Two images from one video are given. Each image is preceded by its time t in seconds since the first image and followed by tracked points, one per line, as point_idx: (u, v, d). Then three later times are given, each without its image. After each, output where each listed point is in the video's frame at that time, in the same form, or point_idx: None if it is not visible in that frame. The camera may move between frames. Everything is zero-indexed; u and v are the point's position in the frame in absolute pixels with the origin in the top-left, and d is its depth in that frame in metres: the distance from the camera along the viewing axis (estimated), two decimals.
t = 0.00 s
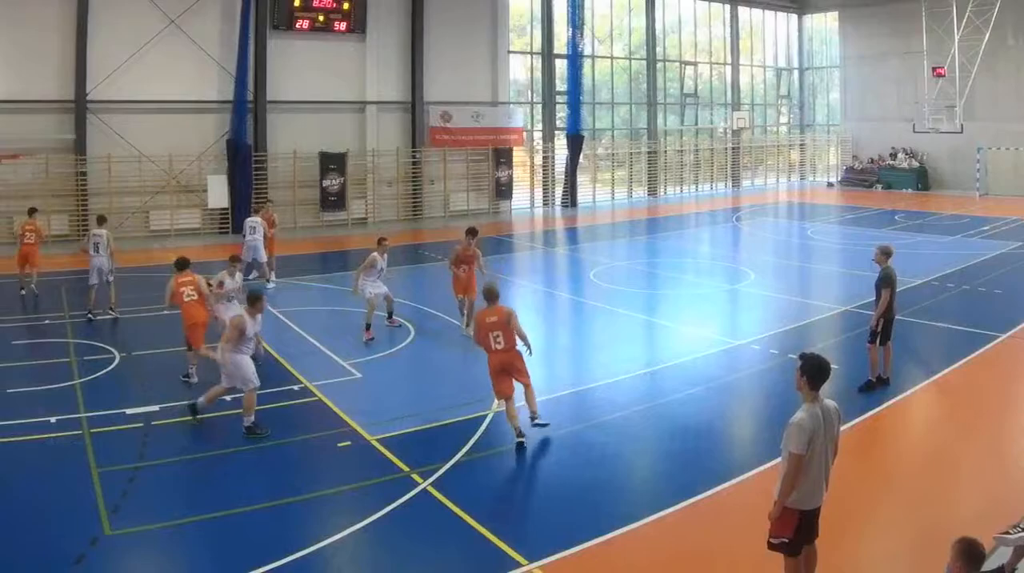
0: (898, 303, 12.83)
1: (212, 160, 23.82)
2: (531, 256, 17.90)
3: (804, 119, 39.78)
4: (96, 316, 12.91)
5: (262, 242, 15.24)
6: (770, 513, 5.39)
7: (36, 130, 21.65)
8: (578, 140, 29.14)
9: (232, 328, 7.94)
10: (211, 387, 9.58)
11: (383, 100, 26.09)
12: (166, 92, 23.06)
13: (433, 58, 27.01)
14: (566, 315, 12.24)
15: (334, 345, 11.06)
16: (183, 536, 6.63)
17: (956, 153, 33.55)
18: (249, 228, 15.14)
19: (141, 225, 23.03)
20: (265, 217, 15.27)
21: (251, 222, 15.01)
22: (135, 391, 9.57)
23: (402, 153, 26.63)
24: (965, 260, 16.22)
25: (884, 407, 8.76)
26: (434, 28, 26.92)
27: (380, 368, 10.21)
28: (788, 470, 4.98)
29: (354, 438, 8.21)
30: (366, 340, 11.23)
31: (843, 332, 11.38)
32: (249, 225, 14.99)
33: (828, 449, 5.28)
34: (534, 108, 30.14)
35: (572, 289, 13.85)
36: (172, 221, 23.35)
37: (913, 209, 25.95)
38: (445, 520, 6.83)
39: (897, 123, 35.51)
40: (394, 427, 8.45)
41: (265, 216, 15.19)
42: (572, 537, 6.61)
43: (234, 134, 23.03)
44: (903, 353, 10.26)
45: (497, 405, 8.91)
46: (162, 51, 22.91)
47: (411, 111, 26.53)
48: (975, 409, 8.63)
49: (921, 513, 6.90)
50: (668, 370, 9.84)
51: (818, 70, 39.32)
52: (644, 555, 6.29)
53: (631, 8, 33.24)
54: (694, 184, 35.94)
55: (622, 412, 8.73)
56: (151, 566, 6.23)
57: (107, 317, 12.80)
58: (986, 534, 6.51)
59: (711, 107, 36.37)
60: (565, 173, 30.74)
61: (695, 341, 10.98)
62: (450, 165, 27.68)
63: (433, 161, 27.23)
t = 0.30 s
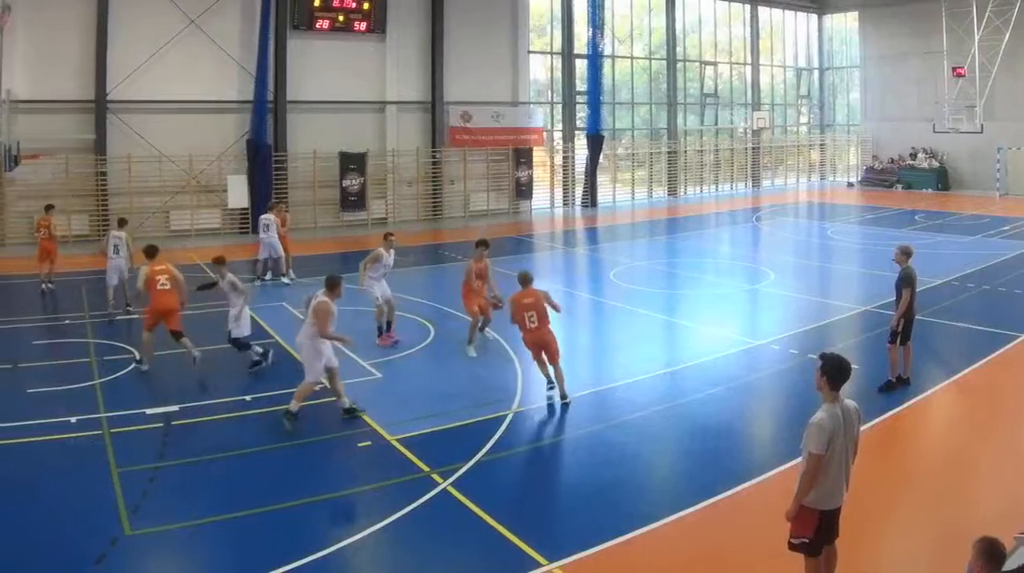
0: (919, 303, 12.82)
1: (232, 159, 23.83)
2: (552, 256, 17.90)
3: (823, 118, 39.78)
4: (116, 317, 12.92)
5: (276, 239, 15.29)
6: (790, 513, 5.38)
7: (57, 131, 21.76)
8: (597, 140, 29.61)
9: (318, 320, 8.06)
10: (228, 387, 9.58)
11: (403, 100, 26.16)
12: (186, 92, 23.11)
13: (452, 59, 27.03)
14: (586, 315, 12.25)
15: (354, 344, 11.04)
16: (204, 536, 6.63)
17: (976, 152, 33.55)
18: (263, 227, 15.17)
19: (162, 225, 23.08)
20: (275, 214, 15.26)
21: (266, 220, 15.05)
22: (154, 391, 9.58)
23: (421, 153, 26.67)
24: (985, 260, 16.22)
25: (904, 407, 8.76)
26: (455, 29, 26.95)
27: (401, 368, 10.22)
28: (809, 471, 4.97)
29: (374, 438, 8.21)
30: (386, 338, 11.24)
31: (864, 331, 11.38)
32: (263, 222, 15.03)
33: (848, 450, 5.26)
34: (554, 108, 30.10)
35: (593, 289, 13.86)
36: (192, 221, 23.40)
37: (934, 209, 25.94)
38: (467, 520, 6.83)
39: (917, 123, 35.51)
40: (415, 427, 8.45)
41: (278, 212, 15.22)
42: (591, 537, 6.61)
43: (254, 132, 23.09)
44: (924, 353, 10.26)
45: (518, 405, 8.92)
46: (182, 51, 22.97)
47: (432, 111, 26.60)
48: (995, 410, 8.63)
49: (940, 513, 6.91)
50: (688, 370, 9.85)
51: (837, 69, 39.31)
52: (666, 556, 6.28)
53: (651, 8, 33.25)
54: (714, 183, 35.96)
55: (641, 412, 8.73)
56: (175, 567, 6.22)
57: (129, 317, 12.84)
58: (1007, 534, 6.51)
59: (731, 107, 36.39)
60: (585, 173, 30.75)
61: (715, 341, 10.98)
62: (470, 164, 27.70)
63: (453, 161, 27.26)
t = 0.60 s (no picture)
0: (939, 304, 12.81)
1: (251, 160, 24.01)
2: (571, 256, 17.93)
3: (842, 118, 39.83)
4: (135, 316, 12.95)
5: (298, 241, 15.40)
6: (810, 513, 5.38)
7: (76, 130, 21.95)
8: (618, 140, 29.01)
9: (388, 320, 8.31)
10: (247, 387, 9.58)
11: (422, 100, 26.28)
12: (205, 92, 23.26)
13: (472, 59, 27.20)
14: (605, 315, 12.26)
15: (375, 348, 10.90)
16: (223, 535, 6.63)
17: (995, 152, 33.58)
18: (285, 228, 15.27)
19: (181, 224, 23.27)
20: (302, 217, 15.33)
21: (288, 222, 15.11)
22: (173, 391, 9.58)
23: (440, 154, 26.76)
24: (1005, 261, 16.21)
25: (923, 407, 8.76)
26: (473, 29, 27.11)
27: (419, 367, 10.23)
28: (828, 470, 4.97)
29: (393, 438, 8.20)
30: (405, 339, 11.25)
31: (883, 332, 11.37)
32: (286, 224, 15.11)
33: (868, 449, 5.25)
34: (573, 108, 30.13)
35: (612, 289, 13.85)
36: (210, 220, 23.56)
37: (953, 209, 25.94)
38: (486, 520, 6.82)
39: (935, 122, 35.63)
40: (435, 427, 8.45)
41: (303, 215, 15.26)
42: (610, 536, 6.61)
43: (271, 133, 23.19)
44: (945, 354, 10.25)
45: (537, 404, 8.93)
46: (202, 51, 23.13)
47: (450, 111, 26.71)
48: (1012, 410, 8.63)
49: (959, 512, 6.92)
50: (707, 370, 9.85)
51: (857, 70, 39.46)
52: (688, 555, 6.28)
53: (670, 9, 33.33)
54: (733, 183, 36.07)
55: (660, 412, 8.73)
56: (195, 566, 6.22)
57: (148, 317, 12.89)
58: None
59: (750, 107, 36.49)
60: (603, 173, 30.78)
61: (734, 341, 10.98)
62: (489, 165, 27.79)
63: (472, 161, 27.36)
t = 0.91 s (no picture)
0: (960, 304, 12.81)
1: (270, 160, 24.39)
2: (590, 256, 17.98)
3: (862, 118, 40.01)
4: (155, 315, 12.99)
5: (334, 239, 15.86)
6: (831, 512, 5.36)
7: (96, 131, 22.38)
8: (636, 140, 30.24)
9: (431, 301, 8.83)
10: (267, 387, 9.60)
11: (442, 100, 26.61)
12: (227, 92, 23.64)
13: (492, 60, 27.50)
14: (625, 315, 12.29)
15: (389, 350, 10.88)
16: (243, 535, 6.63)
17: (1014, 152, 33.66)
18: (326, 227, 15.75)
19: (200, 224, 23.65)
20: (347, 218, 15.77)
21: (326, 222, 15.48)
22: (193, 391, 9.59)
23: (460, 153, 27.17)
24: None
25: (943, 407, 8.76)
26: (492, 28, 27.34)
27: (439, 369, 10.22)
28: (850, 469, 4.97)
29: (414, 438, 8.20)
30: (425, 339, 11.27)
31: (902, 332, 11.36)
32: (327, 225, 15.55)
33: (888, 448, 5.23)
34: (593, 107, 30.51)
35: (631, 289, 13.87)
36: (231, 220, 23.92)
37: (972, 210, 25.95)
38: (508, 520, 6.81)
39: (951, 123, 35.88)
40: (455, 427, 8.45)
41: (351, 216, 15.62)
42: (629, 536, 6.61)
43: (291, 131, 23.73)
44: (965, 354, 10.26)
45: (557, 404, 8.93)
46: (224, 51, 23.54)
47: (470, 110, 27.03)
48: None
49: (977, 512, 6.92)
50: (726, 370, 9.85)
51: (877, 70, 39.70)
52: (709, 555, 6.28)
53: (689, 8, 33.47)
54: (753, 183, 36.32)
55: (680, 412, 8.73)
56: (216, 566, 6.23)
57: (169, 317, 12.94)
58: None
59: (770, 107, 36.73)
60: (623, 172, 31.21)
61: (754, 341, 10.98)
62: (509, 165, 28.22)
63: (493, 161, 27.79)
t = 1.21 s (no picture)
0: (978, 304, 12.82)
1: (289, 160, 24.70)
2: (609, 256, 18.02)
3: (881, 118, 40.25)
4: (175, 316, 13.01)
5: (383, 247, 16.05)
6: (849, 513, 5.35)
7: (113, 131, 22.69)
8: (655, 140, 30.25)
9: (442, 289, 9.46)
10: (287, 387, 9.60)
11: (460, 100, 26.86)
12: (247, 92, 23.97)
13: (512, 60, 27.78)
14: (643, 315, 12.31)
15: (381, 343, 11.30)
16: (261, 535, 6.63)
17: None
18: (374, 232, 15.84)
19: (219, 224, 23.91)
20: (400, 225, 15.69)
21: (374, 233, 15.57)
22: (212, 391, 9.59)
23: (479, 153, 27.43)
24: None
25: (962, 407, 8.77)
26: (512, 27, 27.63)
27: (457, 370, 10.23)
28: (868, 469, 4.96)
29: (432, 438, 8.20)
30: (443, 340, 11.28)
31: (920, 332, 11.37)
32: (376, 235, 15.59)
33: (908, 448, 5.22)
34: (612, 108, 30.75)
35: (650, 289, 13.88)
36: (250, 221, 24.23)
37: (991, 210, 25.96)
38: (524, 521, 6.80)
39: (970, 123, 36.15)
40: (472, 427, 8.45)
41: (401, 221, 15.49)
42: (648, 536, 6.62)
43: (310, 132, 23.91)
44: (984, 353, 10.27)
45: (575, 404, 8.93)
46: (240, 51, 23.79)
47: (489, 111, 27.35)
48: None
49: (995, 513, 6.91)
50: (745, 370, 9.85)
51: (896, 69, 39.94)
52: (729, 555, 6.28)
53: (708, 9, 33.61)
54: (772, 183, 36.49)
55: (698, 412, 8.73)
56: (236, 566, 6.23)
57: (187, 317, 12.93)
58: None
59: (789, 107, 36.92)
60: (642, 173, 31.50)
61: (773, 341, 10.98)
62: (528, 165, 28.51)
63: (511, 161, 28.08)
